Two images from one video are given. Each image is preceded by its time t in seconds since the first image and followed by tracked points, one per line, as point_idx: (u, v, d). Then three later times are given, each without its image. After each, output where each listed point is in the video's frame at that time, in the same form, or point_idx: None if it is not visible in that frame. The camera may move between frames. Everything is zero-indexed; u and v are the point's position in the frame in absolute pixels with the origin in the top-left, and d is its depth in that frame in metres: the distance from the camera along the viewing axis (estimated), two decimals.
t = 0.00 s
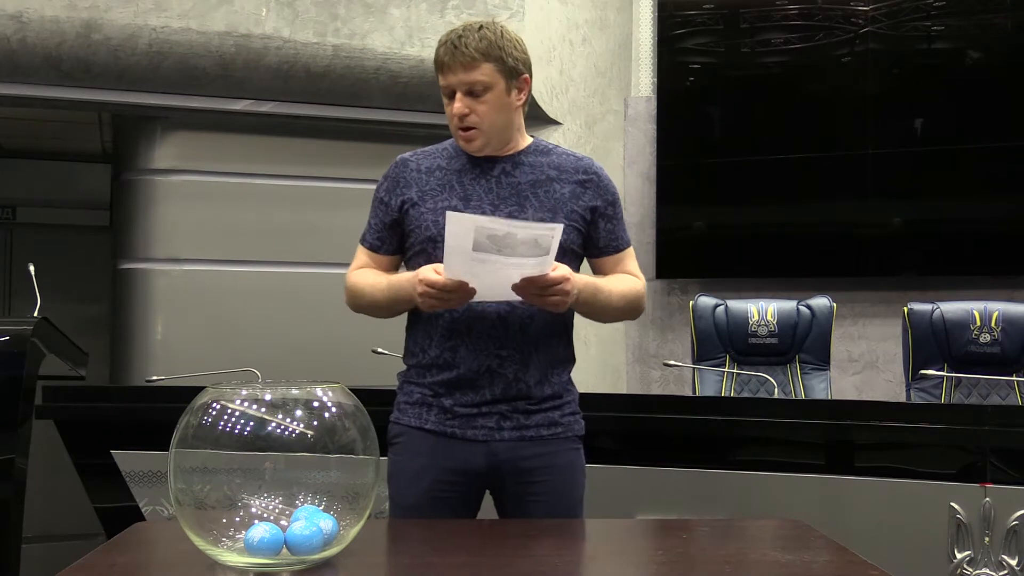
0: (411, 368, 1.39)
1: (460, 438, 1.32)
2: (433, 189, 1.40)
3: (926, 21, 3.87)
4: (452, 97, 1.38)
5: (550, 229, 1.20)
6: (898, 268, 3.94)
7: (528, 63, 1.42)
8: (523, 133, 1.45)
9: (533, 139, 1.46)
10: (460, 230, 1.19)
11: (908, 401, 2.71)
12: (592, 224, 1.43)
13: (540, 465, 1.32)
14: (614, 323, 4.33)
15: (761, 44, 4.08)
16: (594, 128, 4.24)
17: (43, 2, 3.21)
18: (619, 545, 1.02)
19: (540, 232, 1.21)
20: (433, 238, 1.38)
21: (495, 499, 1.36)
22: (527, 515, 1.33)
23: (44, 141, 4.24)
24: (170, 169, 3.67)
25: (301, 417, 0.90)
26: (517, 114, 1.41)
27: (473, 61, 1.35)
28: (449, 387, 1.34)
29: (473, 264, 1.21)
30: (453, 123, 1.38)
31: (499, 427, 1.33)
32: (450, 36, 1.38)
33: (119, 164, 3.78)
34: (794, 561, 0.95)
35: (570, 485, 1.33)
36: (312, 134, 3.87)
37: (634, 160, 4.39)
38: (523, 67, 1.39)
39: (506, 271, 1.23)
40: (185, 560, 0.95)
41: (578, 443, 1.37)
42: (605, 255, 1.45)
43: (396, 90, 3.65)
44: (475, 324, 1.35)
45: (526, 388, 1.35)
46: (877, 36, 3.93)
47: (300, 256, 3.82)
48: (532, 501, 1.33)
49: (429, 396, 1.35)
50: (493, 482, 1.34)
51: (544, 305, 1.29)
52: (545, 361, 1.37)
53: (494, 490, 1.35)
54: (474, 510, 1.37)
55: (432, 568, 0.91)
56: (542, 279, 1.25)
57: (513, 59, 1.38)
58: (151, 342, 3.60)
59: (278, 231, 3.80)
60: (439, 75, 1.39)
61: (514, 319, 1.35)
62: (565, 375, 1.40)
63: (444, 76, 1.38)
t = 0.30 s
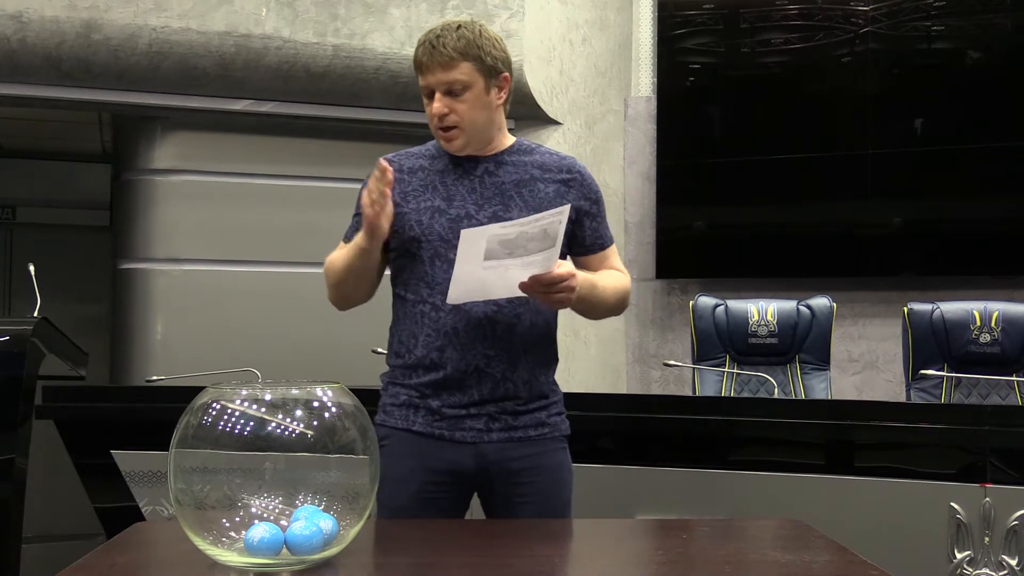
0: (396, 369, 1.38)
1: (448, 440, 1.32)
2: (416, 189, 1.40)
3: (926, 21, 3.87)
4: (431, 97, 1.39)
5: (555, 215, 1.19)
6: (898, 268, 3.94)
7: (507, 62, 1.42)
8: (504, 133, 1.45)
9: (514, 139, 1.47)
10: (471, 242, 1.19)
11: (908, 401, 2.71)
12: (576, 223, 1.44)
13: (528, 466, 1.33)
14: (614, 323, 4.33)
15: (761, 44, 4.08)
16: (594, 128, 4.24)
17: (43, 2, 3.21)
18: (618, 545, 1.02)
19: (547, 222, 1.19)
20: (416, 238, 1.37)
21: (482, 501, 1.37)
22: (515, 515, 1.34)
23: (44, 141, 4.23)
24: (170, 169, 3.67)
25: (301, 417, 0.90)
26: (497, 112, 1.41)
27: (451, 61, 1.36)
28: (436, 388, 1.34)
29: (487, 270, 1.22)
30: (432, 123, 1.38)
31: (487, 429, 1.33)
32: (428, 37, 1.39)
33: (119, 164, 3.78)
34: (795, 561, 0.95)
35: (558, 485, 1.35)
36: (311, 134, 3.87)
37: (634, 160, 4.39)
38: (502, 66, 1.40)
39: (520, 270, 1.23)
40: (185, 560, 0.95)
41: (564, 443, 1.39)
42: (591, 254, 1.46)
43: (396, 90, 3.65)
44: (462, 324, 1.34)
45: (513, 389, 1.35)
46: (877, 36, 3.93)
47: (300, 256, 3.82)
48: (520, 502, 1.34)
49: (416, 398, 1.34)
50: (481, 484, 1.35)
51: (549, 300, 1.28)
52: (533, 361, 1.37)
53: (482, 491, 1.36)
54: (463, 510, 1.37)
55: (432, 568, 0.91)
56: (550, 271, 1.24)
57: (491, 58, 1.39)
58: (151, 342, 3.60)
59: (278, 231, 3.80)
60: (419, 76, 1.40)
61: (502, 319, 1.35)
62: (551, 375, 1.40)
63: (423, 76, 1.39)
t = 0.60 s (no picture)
0: (372, 370, 1.38)
1: (422, 441, 1.32)
2: (394, 193, 1.39)
3: (926, 21, 3.87)
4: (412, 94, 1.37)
5: (530, 197, 1.18)
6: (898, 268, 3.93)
7: (487, 63, 1.42)
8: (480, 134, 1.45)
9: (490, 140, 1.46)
10: (445, 222, 1.17)
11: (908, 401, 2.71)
12: (552, 223, 1.43)
13: (504, 468, 1.33)
14: (614, 323, 4.33)
15: (761, 44, 4.08)
16: (594, 128, 4.24)
17: (43, 2, 3.21)
18: (618, 546, 1.02)
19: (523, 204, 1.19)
20: (396, 241, 1.37)
21: (458, 503, 1.37)
22: (493, 517, 1.34)
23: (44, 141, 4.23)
24: (170, 169, 3.66)
25: (301, 417, 0.90)
26: (477, 113, 1.41)
27: (435, 59, 1.35)
28: (412, 389, 1.34)
29: (460, 253, 1.21)
30: (413, 120, 1.37)
31: (463, 431, 1.33)
32: (411, 34, 1.37)
33: (119, 165, 3.78)
34: (794, 561, 0.95)
35: (535, 487, 1.34)
36: (311, 134, 3.87)
37: (634, 160, 4.39)
38: (483, 67, 1.40)
39: (493, 253, 1.23)
40: (185, 560, 0.95)
41: (541, 445, 1.38)
42: (566, 255, 1.45)
43: (396, 90, 3.65)
44: (438, 325, 1.35)
45: (489, 390, 1.35)
46: (877, 36, 3.93)
47: (300, 255, 3.82)
48: (496, 504, 1.33)
49: (391, 398, 1.34)
50: (458, 486, 1.35)
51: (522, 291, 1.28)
52: (509, 363, 1.37)
53: (458, 494, 1.36)
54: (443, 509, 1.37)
55: (432, 568, 0.91)
56: (523, 258, 1.25)
57: (473, 58, 1.39)
58: (151, 342, 3.60)
59: (278, 231, 3.80)
60: (400, 73, 1.38)
61: (478, 321, 1.35)
62: (528, 377, 1.40)
63: (405, 73, 1.37)
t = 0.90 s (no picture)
0: (361, 373, 1.38)
1: (414, 442, 1.32)
2: (373, 198, 1.38)
3: (926, 21, 3.87)
4: (418, 97, 1.35)
5: (516, 212, 1.19)
6: (898, 268, 3.93)
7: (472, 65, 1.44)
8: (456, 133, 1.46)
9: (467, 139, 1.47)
10: (431, 242, 1.19)
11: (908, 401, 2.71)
12: (530, 220, 1.43)
13: (496, 467, 1.33)
14: (614, 323, 4.33)
15: (761, 44, 4.08)
16: (594, 128, 4.24)
17: (43, 2, 3.21)
18: (619, 545, 1.02)
19: (508, 219, 1.20)
20: (379, 247, 1.36)
21: (450, 503, 1.37)
22: (486, 516, 1.34)
23: (44, 141, 4.23)
24: (170, 169, 3.66)
25: (301, 417, 0.90)
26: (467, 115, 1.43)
27: (447, 63, 1.34)
28: (403, 390, 1.34)
29: (447, 268, 1.22)
30: (421, 124, 1.34)
31: (454, 430, 1.33)
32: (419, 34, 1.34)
33: (119, 165, 3.78)
34: (794, 561, 0.95)
35: (527, 484, 1.34)
36: (311, 134, 3.87)
37: (634, 160, 4.39)
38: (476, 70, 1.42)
39: (480, 265, 1.24)
40: (186, 560, 0.95)
41: (531, 443, 1.38)
42: (544, 251, 1.46)
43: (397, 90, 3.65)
44: (427, 327, 1.34)
45: (479, 390, 1.35)
46: (877, 36, 3.93)
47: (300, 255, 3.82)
48: (489, 503, 1.33)
49: (382, 400, 1.34)
50: (450, 485, 1.35)
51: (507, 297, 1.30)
52: (497, 362, 1.37)
53: (450, 493, 1.36)
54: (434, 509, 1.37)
55: (432, 568, 0.91)
56: (506, 266, 1.26)
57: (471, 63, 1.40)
58: (151, 342, 3.60)
59: (278, 231, 3.80)
60: (405, 74, 1.34)
61: (468, 321, 1.35)
62: (517, 375, 1.41)
63: (413, 76, 1.34)
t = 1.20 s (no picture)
0: (361, 375, 1.37)
1: (418, 442, 1.32)
2: (364, 204, 1.38)
3: (926, 21, 3.86)
4: (419, 106, 1.34)
5: (507, 205, 1.19)
6: (898, 268, 3.93)
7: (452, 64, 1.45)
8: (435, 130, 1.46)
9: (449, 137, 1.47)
10: (423, 236, 1.16)
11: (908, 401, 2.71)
12: (517, 213, 1.44)
13: (499, 464, 1.33)
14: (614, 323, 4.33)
15: (761, 44, 4.08)
16: (594, 128, 4.24)
17: (43, 2, 3.21)
18: (618, 545, 1.02)
19: (499, 211, 1.19)
20: (373, 254, 1.37)
21: (452, 502, 1.37)
22: (491, 514, 1.34)
23: (45, 141, 4.23)
24: (170, 169, 3.66)
25: (301, 417, 0.90)
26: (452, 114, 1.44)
27: (447, 71, 1.35)
28: (404, 391, 1.34)
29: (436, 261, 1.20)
30: (423, 132, 1.35)
31: (456, 429, 1.33)
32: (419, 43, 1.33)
33: (119, 165, 3.78)
34: (795, 561, 0.95)
35: (530, 480, 1.34)
36: (312, 134, 3.87)
37: (634, 160, 4.39)
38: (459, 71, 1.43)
39: (469, 257, 1.23)
40: (185, 560, 0.95)
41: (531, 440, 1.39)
42: (531, 244, 1.46)
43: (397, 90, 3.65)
44: (426, 327, 1.34)
45: (480, 388, 1.35)
46: (877, 36, 3.93)
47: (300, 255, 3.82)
48: (493, 501, 1.33)
49: (384, 401, 1.34)
50: (453, 484, 1.35)
51: (494, 287, 1.30)
52: (497, 359, 1.38)
53: (451, 492, 1.36)
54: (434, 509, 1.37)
55: (432, 568, 0.91)
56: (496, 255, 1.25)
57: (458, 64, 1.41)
58: (151, 342, 3.60)
59: (279, 231, 3.80)
60: (406, 83, 1.33)
61: (467, 319, 1.36)
62: (515, 372, 1.41)
63: (416, 85, 1.33)
